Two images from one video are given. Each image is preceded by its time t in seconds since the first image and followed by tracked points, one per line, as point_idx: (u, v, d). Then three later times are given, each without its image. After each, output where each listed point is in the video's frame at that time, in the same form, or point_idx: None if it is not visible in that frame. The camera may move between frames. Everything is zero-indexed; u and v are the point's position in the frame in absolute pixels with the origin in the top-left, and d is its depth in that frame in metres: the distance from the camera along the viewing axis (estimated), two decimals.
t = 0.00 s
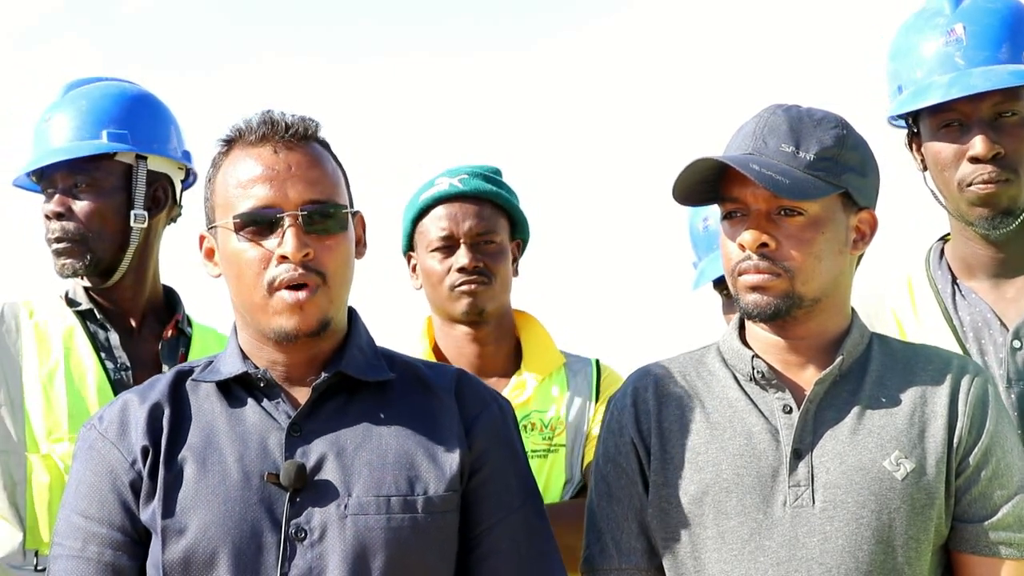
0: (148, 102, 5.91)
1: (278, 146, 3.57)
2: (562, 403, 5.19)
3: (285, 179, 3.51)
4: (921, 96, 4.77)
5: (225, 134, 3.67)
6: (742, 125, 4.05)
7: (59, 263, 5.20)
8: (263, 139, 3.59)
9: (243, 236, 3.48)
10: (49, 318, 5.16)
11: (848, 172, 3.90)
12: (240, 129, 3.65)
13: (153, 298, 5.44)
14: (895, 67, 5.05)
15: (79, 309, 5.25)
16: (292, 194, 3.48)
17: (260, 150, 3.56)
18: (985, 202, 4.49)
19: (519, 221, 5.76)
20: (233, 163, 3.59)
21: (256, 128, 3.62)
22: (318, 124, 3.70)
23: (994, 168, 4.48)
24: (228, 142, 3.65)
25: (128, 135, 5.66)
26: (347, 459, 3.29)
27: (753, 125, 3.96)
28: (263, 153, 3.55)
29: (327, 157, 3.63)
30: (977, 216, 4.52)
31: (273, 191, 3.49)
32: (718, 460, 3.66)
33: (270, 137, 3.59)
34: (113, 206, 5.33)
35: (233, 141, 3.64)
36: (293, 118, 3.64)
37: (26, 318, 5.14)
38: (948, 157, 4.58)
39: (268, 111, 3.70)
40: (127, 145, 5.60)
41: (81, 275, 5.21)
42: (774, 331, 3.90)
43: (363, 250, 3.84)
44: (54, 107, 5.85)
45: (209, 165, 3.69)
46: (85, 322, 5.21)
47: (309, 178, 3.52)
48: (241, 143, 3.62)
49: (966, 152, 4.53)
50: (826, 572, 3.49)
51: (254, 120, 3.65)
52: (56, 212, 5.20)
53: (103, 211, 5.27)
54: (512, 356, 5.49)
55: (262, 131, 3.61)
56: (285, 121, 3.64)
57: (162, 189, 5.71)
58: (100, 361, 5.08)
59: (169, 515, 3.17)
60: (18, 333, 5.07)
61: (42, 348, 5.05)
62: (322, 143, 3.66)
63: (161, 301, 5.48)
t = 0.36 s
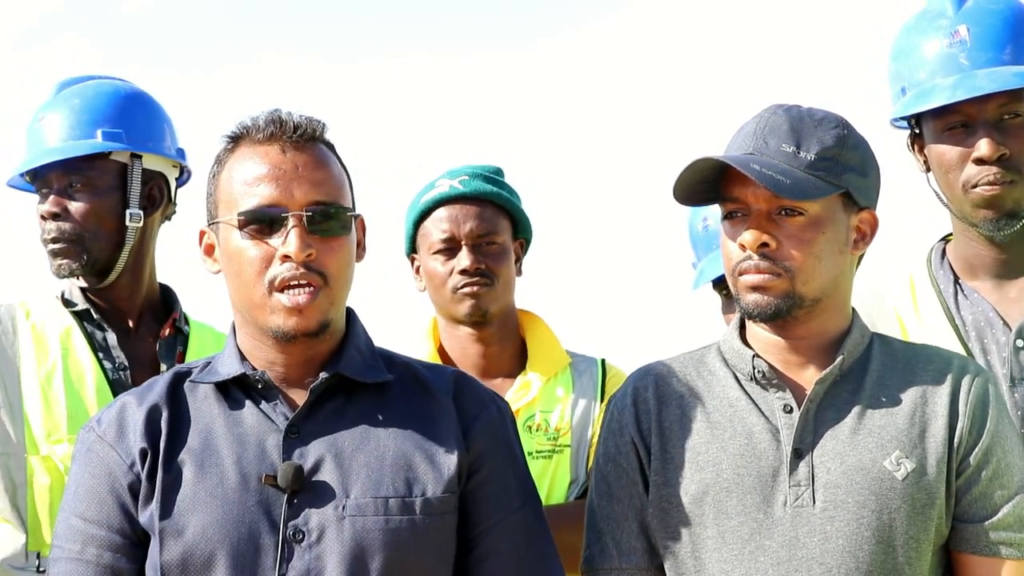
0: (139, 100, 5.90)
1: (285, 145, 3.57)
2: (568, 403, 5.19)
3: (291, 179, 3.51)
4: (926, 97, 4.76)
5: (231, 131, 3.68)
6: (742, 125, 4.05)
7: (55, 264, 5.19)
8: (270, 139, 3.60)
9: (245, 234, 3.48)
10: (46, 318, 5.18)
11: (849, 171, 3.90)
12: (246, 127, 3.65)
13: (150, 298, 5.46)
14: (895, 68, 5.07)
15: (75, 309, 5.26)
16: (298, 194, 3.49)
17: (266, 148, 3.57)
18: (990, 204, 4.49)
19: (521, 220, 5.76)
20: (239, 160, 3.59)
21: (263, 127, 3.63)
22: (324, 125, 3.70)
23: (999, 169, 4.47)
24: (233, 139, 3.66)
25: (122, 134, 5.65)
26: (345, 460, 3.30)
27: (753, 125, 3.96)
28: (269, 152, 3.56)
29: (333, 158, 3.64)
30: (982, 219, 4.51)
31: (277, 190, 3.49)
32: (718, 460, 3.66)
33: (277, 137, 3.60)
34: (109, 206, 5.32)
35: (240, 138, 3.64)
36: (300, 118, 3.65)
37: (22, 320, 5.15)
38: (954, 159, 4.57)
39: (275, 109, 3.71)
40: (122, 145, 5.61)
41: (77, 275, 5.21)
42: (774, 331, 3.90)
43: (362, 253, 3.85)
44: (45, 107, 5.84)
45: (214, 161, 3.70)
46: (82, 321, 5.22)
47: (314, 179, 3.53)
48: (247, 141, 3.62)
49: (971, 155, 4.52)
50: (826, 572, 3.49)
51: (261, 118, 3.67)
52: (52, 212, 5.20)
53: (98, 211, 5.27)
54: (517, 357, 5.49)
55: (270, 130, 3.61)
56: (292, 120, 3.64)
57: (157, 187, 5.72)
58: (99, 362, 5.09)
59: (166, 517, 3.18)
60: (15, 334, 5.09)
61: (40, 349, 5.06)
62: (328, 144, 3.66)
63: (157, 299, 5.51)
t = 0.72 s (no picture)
0: (135, 99, 5.94)
1: (280, 146, 3.60)
2: (573, 403, 5.22)
3: (285, 178, 3.54)
4: (944, 93, 4.72)
5: (228, 132, 3.71)
6: (744, 125, 4.04)
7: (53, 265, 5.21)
8: (266, 139, 3.62)
9: (240, 234, 3.52)
10: (47, 318, 5.20)
11: (849, 172, 3.88)
12: (243, 127, 3.68)
13: (147, 298, 5.51)
14: (905, 66, 5.02)
15: (76, 309, 5.29)
16: (292, 194, 3.52)
17: (262, 148, 3.60)
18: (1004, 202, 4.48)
19: (528, 220, 5.78)
20: (235, 160, 3.62)
21: (260, 127, 3.66)
22: (323, 126, 3.72)
23: (1017, 166, 4.45)
24: (230, 139, 3.69)
25: (121, 135, 5.69)
26: (343, 460, 3.32)
27: (754, 126, 3.95)
28: (264, 152, 3.59)
29: (329, 159, 3.66)
30: (993, 217, 4.50)
31: (272, 191, 3.52)
32: (718, 458, 3.66)
33: (274, 137, 3.62)
34: (109, 207, 5.35)
35: (236, 138, 3.67)
36: (297, 119, 3.67)
37: (22, 320, 5.16)
38: (969, 156, 4.56)
39: (272, 111, 3.73)
40: (122, 145, 5.65)
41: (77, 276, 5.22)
42: (774, 331, 3.90)
43: (361, 254, 3.87)
44: (42, 107, 5.86)
45: (212, 162, 3.73)
46: (82, 321, 5.26)
47: (309, 179, 3.55)
48: (243, 141, 3.65)
49: (988, 152, 4.51)
50: (827, 570, 3.48)
51: (258, 118, 3.69)
52: (52, 213, 5.24)
53: (99, 211, 5.30)
54: (524, 356, 5.51)
55: (267, 130, 3.64)
56: (289, 121, 3.67)
57: (155, 187, 5.76)
58: (100, 362, 5.13)
59: (165, 517, 3.21)
60: (15, 335, 5.09)
61: (41, 350, 5.08)
62: (325, 145, 3.69)
63: (155, 300, 5.57)
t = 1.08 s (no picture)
0: (134, 99, 5.94)
1: (279, 147, 3.60)
2: (575, 404, 5.22)
3: (284, 181, 3.54)
4: (955, 90, 4.70)
5: (226, 132, 3.71)
6: (743, 125, 4.04)
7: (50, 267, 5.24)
8: (265, 140, 3.62)
9: (238, 235, 3.51)
10: (45, 319, 5.20)
11: (848, 172, 3.88)
12: (242, 128, 3.68)
13: (145, 297, 5.51)
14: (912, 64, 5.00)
15: (75, 309, 5.29)
16: (291, 196, 3.52)
17: (261, 150, 3.60)
18: (1011, 201, 4.47)
19: (533, 222, 5.79)
20: (233, 161, 3.62)
21: (259, 128, 3.66)
22: (319, 126, 3.73)
23: None
24: (229, 139, 3.69)
25: (118, 135, 5.68)
26: (341, 461, 3.32)
27: (753, 126, 3.95)
28: (263, 153, 3.58)
29: (328, 160, 3.67)
30: (1000, 216, 4.49)
31: (270, 193, 3.52)
32: (718, 459, 3.65)
33: (272, 138, 3.63)
34: (105, 207, 5.35)
35: (235, 139, 3.67)
36: (294, 119, 3.68)
37: (20, 320, 5.16)
38: (977, 154, 4.55)
39: (269, 111, 3.73)
40: (119, 146, 5.64)
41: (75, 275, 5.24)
42: (774, 331, 3.89)
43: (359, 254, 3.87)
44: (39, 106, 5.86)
45: (209, 162, 3.73)
46: (80, 322, 5.26)
47: (307, 181, 3.55)
48: (242, 142, 3.65)
49: (998, 149, 4.50)
50: (826, 570, 3.48)
51: (256, 119, 3.69)
52: (48, 213, 5.24)
53: (94, 212, 5.30)
54: (527, 356, 5.51)
55: (265, 131, 3.64)
56: (287, 122, 3.68)
57: (151, 189, 5.76)
58: (97, 362, 5.14)
59: (163, 516, 3.21)
60: (14, 336, 5.09)
61: (38, 350, 5.08)
62: (323, 145, 3.69)
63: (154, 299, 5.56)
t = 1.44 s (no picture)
0: (132, 101, 5.91)
1: (275, 153, 3.58)
2: (574, 403, 5.21)
3: (282, 187, 3.52)
4: (950, 90, 4.70)
5: (221, 135, 3.69)
6: (742, 125, 4.03)
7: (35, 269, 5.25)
8: (260, 145, 3.60)
9: (237, 243, 3.50)
10: (41, 319, 5.22)
11: (847, 172, 3.87)
12: (236, 131, 3.66)
13: (143, 296, 5.46)
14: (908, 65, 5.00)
15: (70, 309, 5.28)
16: (289, 203, 3.50)
17: (257, 155, 3.58)
18: (1005, 201, 4.47)
19: (533, 222, 5.78)
20: (229, 167, 3.60)
21: (254, 133, 3.63)
22: (313, 125, 3.72)
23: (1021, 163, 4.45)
24: (224, 143, 3.67)
25: (100, 137, 5.63)
26: (340, 463, 3.32)
27: (752, 125, 3.94)
28: (260, 159, 3.57)
29: (323, 162, 3.65)
30: (994, 215, 4.51)
31: (268, 200, 3.50)
32: (718, 460, 3.65)
33: (267, 144, 3.60)
34: (87, 209, 5.31)
35: (229, 144, 3.65)
36: (289, 121, 3.67)
37: (18, 319, 5.21)
38: (973, 153, 4.55)
39: (263, 113, 3.73)
40: (99, 148, 5.58)
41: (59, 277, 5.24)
42: (773, 331, 3.88)
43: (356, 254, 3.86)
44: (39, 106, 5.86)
45: (204, 165, 3.71)
46: (76, 320, 5.25)
47: (305, 187, 3.54)
48: (237, 146, 3.63)
49: (993, 149, 4.50)
50: (826, 571, 3.48)
51: (251, 122, 3.68)
52: (32, 215, 5.24)
53: (76, 214, 5.26)
54: (527, 356, 5.51)
55: (260, 136, 3.62)
56: (281, 126, 3.66)
57: (142, 189, 5.66)
58: (93, 359, 5.12)
59: (163, 518, 3.20)
60: (11, 337, 5.14)
61: (33, 350, 5.11)
62: (318, 146, 3.69)
63: (155, 296, 5.53)
